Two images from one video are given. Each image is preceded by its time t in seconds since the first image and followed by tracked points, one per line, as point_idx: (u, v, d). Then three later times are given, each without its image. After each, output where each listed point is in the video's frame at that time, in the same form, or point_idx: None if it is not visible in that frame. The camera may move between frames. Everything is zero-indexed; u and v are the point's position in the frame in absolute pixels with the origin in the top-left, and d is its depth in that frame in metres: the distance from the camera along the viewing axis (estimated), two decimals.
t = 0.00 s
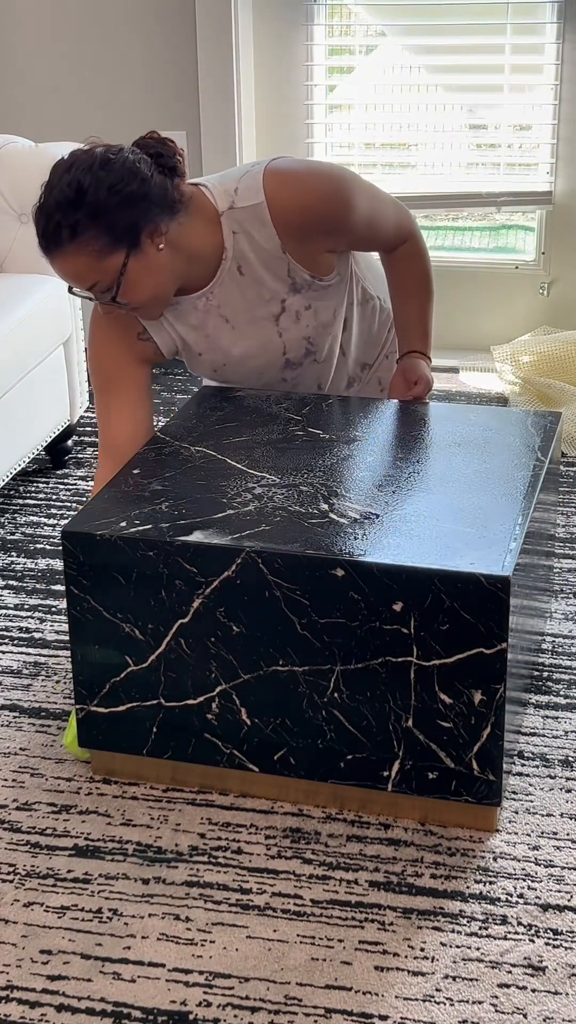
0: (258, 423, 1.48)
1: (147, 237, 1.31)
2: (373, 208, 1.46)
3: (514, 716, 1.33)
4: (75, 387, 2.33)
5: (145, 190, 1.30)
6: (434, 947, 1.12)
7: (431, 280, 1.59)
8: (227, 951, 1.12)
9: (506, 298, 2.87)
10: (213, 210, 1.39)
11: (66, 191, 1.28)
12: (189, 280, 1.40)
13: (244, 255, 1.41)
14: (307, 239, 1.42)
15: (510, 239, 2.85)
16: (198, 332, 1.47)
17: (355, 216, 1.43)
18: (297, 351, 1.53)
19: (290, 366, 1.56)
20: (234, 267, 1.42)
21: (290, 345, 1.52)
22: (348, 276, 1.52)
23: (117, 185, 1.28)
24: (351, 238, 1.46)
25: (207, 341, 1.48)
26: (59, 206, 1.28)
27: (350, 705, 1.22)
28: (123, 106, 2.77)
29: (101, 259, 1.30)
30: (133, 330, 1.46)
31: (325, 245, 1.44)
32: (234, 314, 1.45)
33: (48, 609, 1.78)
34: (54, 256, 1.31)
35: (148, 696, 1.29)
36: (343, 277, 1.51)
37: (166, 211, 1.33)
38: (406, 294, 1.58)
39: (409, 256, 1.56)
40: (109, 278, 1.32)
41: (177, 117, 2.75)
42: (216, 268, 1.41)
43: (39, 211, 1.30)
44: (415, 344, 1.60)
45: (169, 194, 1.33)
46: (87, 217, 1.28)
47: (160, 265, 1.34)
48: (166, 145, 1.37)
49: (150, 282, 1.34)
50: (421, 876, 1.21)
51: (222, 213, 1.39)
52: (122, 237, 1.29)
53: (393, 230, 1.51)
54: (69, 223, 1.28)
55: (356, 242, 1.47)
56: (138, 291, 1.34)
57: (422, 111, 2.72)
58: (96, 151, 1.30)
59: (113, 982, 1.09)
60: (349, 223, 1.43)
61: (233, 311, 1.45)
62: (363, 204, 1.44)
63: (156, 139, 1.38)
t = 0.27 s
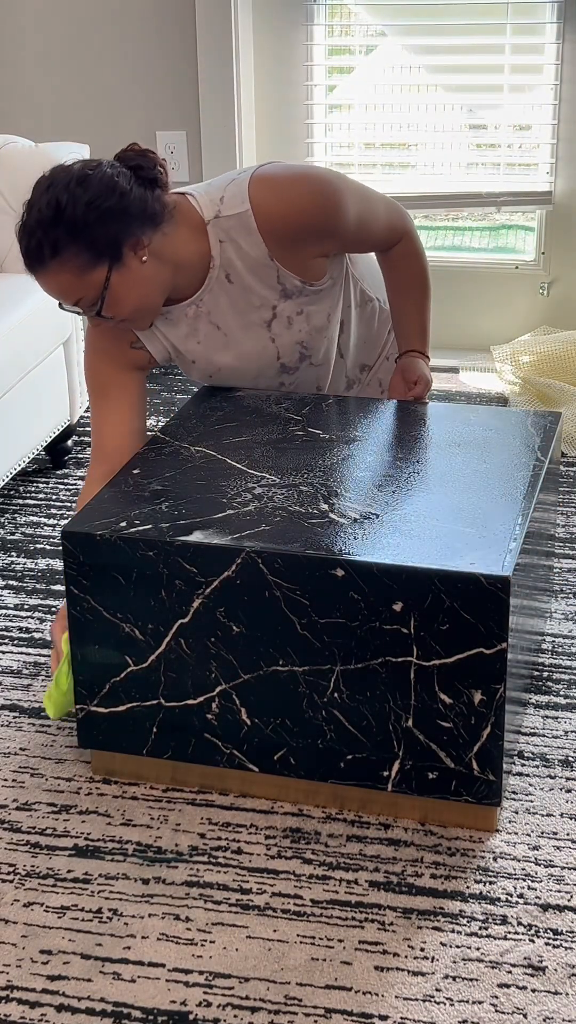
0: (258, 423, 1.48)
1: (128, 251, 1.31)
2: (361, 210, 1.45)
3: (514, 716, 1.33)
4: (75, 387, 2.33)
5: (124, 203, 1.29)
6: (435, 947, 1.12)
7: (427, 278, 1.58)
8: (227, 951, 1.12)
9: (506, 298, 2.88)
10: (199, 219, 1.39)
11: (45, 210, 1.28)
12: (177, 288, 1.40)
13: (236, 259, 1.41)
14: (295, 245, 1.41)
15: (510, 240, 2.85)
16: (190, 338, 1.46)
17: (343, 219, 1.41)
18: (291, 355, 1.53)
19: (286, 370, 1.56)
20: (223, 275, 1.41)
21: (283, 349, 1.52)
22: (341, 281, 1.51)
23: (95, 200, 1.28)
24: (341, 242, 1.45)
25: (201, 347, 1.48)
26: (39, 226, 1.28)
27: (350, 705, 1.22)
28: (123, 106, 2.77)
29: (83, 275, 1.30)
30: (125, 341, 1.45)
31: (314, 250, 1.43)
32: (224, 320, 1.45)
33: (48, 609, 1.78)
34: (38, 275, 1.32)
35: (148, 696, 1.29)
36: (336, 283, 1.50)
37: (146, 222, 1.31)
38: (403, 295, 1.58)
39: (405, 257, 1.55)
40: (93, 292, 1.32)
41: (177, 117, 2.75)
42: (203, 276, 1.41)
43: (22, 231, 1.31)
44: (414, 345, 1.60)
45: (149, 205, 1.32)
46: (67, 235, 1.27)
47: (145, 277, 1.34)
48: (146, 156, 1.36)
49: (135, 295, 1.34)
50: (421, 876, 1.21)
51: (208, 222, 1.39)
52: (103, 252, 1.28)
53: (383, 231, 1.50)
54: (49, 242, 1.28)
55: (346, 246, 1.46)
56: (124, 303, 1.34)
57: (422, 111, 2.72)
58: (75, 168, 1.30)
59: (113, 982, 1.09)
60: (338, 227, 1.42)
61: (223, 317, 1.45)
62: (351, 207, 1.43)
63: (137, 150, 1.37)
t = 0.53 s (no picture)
0: (258, 423, 1.48)
1: (119, 257, 1.31)
2: (359, 211, 1.43)
3: (513, 717, 1.33)
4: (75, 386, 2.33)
5: (113, 209, 1.28)
6: (435, 947, 1.12)
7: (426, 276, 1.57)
8: (227, 951, 1.12)
9: (506, 298, 2.87)
10: (194, 218, 1.39)
11: (34, 221, 1.28)
12: (170, 287, 1.40)
13: (232, 259, 1.41)
14: (290, 247, 1.41)
15: (510, 240, 2.85)
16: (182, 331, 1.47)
17: (340, 223, 1.40)
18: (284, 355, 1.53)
19: (279, 370, 1.56)
20: (216, 275, 1.41)
21: (276, 350, 1.52)
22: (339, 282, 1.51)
23: (84, 208, 1.27)
24: (338, 244, 1.44)
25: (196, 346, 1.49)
26: (29, 236, 1.28)
27: (350, 705, 1.22)
28: (123, 107, 2.77)
29: (76, 284, 1.31)
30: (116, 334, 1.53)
31: (309, 252, 1.43)
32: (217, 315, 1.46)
33: (48, 609, 1.78)
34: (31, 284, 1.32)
35: (148, 696, 1.29)
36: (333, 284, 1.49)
37: (137, 227, 1.31)
38: (401, 294, 1.57)
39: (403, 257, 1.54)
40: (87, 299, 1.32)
41: (177, 117, 2.75)
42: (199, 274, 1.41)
43: (13, 240, 1.31)
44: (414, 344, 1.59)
45: (140, 209, 1.31)
46: (57, 245, 1.27)
47: (138, 281, 1.34)
48: (136, 157, 1.36)
49: (129, 299, 1.34)
50: (421, 876, 1.21)
51: (204, 222, 1.39)
52: (94, 260, 1.28)
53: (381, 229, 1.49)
54: (40, 252, 1.28)
55: (343, 246, 1.46)
56: (120, 307, 1.34)
57: (423, 111, 2.72)
58: (62, 175, 1.29)
59: (113, 982, 1.09)
60: (334, 230, 1.41)
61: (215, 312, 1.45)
62: (348, 210, 1.41)
63: (127, 151, 1.36)
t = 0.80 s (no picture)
0: (258, 422, 1.48)
1: (117, 247, 1.30)
2: (359, 210, 1.43)
3: (513, 716, 1.33)
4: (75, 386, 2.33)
5: (111, 200, 1.28)
6: (435, 947, 1.12)
7: (427, 276, 1.56)
8: (227, 951, 1.12)
9: (506, 298, 2.87)
10: (194, 214, 1.39)
11: (32, 208, 1.28)
12: (167, 281, 1.40)
13: (229, 257, 1.40)
14: (289, 247, 1.41)
15: (510, 240, 2.85)
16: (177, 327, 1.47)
17: (338, 222, 1.40)
18: (277, 355, 1.54)
19: (272, 369, 1.57)
20: (213, 272, 1.41)
21: (270, 349, 1.52)
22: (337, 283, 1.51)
23: (82, 198, 1.27)
24: (337, 244, 1.44)
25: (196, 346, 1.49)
26: (26, 225, 1.28)
27: (350, 705, 1.22)
28: (123, 107, 2.77)
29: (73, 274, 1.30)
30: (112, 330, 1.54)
31: (309, 251, 1.42)
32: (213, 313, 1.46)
33: (48, 609, 1.78)
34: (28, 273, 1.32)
35: (148, 696, 1.29)
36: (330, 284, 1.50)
37: (135, 218, 1.31)
38: (400, 294, 1.56)
39: (401, 257, 1.53)
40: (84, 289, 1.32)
41: (177, 117, 2.75)
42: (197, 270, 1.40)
43: (10, 228, 1.31)
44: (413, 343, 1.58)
45: (138, 199, 1.31)
46: (54, 235, 1.27)
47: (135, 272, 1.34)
48: (135, 147, 1.35)
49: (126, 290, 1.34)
50: (421, 876, 1.21)
51: (203, 220, 1.39)
52: (91, 249, 1.28)
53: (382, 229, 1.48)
54: (37, 241, 1.28)
55: (344, 246, 1.45)
56: (116, 298, 1.34)
57: (423, 111, 2.72)
58: (61, 163, 1.29)
59: (113, 982, 1.09)
60: (333, 230, 1.40)
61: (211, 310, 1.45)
62: (348, 209, 1.41)
63: (126, 141, 1.35)
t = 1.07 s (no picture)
0: (258, 422, 1.48)
1: (107, 252, 1.30)
2: (353, 205, 1.43)
3: (514, 716, 1.33)
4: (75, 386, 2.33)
5: (97, 206, 1.28)
6: (434, 947, 1.12)
7: (421, 274, 1.57)
8: (227, 951, 1.12)
9: (506, 298, 2.88)
10: (187, 214, 1.39)
11: (20, 222, 1.28)
12: (165, 279, 1.39)
13: (228, 255, 1.40)
14: (285, 241, 1.41)
15: (510, 240, 2.85)
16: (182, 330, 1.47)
17: (333, 216, 1.40)
18: (285, 352, 1.53)
19: (281, 368, 1.56)
20: (211, 269, 1.41)
21: (276, 347, 1.52)
22: (337, 280, 1.51)
23: (67, 207, 1.26)
24: (332, 239, 1.44)
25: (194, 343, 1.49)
26: (16, 239, 1.28)
27: (350, 705, 1.22)
28: (123, 106, 2.77)
29: (67, 282, 1.30)
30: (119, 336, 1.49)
31: (304, 245, 1.43)
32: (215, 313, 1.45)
33: (48, 609, 1.78)
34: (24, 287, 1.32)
35: (148, 696, 1.29)
36: (330, 280, 1.49)
37: (123, 222, 1.30)
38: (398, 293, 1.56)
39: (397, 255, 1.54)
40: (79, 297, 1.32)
41: (177, 117, 2.75)
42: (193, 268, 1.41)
43: (3, 245, 1.31)
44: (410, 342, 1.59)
45: (125, 204, 1.30)
46: (43, 246, 1.27)
47: (129, 274, 1.33)
48: (119, 153, 1.34)
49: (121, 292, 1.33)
50: (421, 876, 1.21)
51: (196, 218, 1.39)
52: (81, 255, 1.28)
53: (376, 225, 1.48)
54: (27, 253, 1.28)
55: (339, 241, 1.45)
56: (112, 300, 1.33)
57: (423, 111, 2.72)
58: (44, 176, 1.29)
59: (113, 982, 1.09)
60: (328, 223, 1.41)
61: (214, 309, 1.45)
62: (342, 203, 1.41)
63: (110, 148, 1.35)
